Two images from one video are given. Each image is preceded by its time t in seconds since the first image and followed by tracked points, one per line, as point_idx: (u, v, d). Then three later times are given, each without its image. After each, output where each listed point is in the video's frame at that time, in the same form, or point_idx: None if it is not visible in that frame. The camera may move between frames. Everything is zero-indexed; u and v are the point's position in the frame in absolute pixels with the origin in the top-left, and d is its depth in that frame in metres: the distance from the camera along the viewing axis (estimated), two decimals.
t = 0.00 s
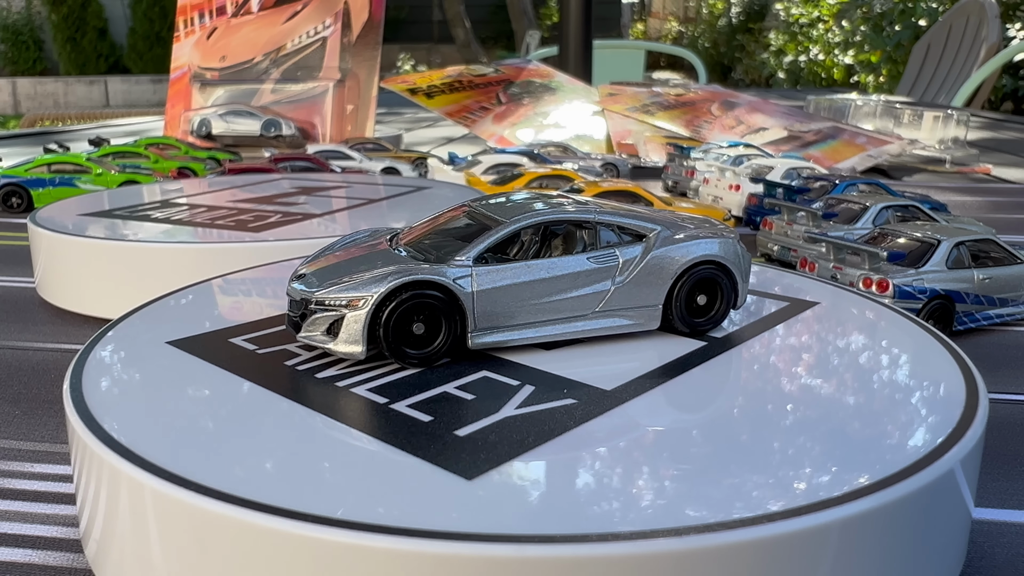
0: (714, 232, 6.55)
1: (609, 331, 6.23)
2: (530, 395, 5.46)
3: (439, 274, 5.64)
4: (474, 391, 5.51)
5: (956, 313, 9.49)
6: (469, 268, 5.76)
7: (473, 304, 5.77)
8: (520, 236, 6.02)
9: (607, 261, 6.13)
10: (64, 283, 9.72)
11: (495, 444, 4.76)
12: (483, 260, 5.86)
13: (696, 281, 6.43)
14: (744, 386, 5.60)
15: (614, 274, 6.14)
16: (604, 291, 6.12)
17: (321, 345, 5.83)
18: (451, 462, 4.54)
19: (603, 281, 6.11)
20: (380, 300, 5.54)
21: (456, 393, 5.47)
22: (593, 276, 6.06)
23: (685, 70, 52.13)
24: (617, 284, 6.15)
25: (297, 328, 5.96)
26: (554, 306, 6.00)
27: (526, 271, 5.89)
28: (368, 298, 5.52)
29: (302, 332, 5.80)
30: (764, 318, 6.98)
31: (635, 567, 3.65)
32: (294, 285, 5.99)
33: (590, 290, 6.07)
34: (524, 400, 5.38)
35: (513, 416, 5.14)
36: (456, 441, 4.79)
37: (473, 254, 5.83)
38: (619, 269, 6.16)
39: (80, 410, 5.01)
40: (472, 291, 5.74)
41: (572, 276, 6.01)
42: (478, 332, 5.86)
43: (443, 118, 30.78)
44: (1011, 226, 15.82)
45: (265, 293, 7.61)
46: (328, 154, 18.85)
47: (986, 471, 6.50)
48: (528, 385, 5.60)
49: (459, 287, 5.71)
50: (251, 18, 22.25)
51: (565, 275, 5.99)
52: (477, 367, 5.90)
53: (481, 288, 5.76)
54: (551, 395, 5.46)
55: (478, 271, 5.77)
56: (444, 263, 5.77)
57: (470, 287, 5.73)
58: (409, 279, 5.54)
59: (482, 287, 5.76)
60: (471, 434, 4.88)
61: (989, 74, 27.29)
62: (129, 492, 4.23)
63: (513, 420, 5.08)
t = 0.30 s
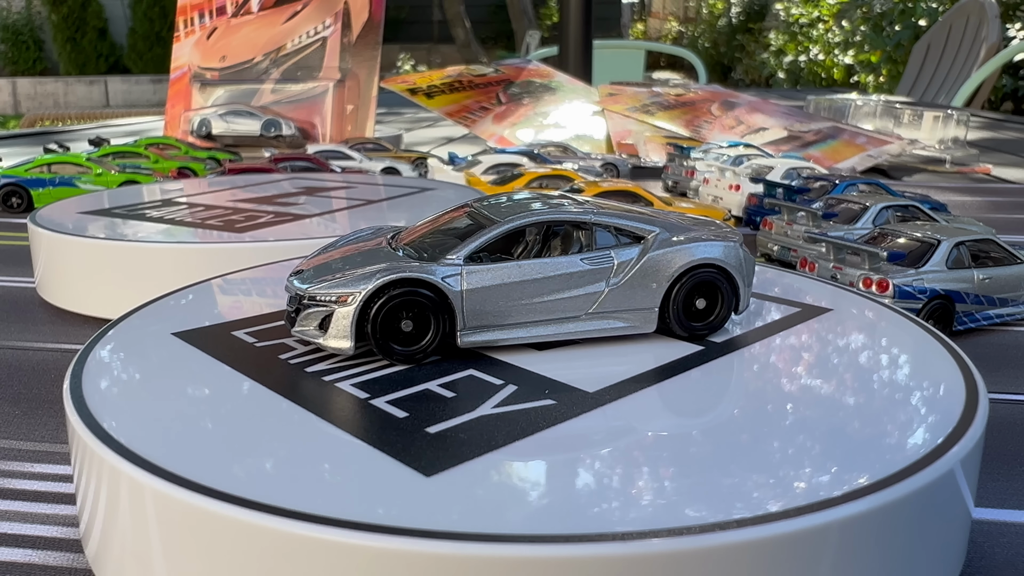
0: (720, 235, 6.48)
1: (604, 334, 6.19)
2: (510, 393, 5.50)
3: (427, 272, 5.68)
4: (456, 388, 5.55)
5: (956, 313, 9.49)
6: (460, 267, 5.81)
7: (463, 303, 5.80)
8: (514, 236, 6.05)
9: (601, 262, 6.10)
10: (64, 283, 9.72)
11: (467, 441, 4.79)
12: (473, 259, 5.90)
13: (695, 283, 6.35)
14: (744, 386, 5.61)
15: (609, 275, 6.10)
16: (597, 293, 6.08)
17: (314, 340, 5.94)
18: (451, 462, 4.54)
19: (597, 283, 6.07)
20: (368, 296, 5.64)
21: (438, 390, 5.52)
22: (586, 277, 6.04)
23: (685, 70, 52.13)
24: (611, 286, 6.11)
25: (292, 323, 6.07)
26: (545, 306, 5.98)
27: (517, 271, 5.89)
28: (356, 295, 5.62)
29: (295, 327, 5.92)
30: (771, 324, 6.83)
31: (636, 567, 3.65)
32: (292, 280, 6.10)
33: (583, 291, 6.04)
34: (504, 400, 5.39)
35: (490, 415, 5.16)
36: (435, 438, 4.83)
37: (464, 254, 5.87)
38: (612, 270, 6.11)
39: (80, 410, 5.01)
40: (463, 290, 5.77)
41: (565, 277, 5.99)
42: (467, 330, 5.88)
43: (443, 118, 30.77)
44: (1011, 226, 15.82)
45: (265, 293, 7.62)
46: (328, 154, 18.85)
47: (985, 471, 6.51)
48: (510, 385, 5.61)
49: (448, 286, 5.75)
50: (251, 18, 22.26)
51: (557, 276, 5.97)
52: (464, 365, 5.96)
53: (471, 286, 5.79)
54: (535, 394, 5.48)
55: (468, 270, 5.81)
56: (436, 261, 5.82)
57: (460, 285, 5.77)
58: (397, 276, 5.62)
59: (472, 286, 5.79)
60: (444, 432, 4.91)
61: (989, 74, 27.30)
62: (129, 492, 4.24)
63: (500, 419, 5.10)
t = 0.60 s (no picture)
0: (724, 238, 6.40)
1: (596, 335, 6.15)
2: (490, 390, 5.53)
3: (415, 270, 5.72)
4: (438, 385, 5.59)
5: (956, 313, 9.49)
6: (451, 266, 5.84)
7: (452, 302, 5.82)
8: (508, 235, 6.07)
9: (595, 263, 6.06)
10: (64, 283, 9.72)
11: (434, 438, 4.81)
12: (464, 258, 5.93)
13: (695, 285, 6.26)
14: (745, 386, 5.62)
15: (602, 277, 6.05)
16: (590, 295, 6.04)
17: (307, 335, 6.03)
18: (451, 462, 4.54)
19: (590, 285, 6.03)
20: (357, 292, 5.71)
21: (420, 387, 5.56)
22: (578, 278, 6.00)
23: (685, 71, 52.13)
24: (604, 288, 6.06)
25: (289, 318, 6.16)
26: (536, 306, 5.97)
27: (508, 271, 5.89)
28: (346, 291, 5.70)
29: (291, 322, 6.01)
30: (779, 329, 6.69)
31: (637, 567, 3.65)
32: (292, 275, 6.18)
33: (575, 292, 6.01)
34: (483, 399, 5.39)
35: (465, 413, 5.18)
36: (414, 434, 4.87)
37: (456, 253, 5.90)
38: (605, 272, 6.06)
39: (80, 409, 5.02)
40: (452, 288, 5.80)
41: (557, 278, 5.97)
42: (457, 329, 5.91)
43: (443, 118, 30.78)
44: (1011, 226, 15.82)
45: (265, 293, 7.62)
46: (328, 154, 18.85)
47: (985, 471, 6.51)
48: (492, 384, 5.62)
49: (437, 284, 5.78)
50: (251, 18, 22.27)
51: (549, 276, 5.94)
52: (453, 362, 5.99)
53: (461, 285, 5.82)
54: (519, 392, 5.50)
55: (458, 269, 5.83)
56: (428, 260, 5.86)
57: (449, 283, 5.80)
58: (387, 273, 5.68)
59: (462, 284, 5.82)
60: (416, 428, 4.95)
61: (989, 74, 27.31)
62: (129, 491, 4.24)
63: (489, 417, 5.12)
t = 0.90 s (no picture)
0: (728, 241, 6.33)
1: (589, 337, 6.11)
2: (470, 388, 5.56)
3: (403, 268, 5.81)
4: (421, 382, 5.64)
5: (956, 313, 9.49)
6: (443, 264, 5.89)
7: (443, 300, 5.87)
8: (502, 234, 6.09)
9: (588, 264, 6.01)
10: (64, 283, 9.72)
11: (404, 434, 4.86)
12: (456, 257, 5.98)
13: (694, 288, 6.15)
14: (746, 384, 5.63)
15: (594, 279, 6.01)
16: (582, 296, 6.01)
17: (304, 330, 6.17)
18: (451, 462, 4.55)
19: (582, 286, 6.00)
20: (348, 289, 5.84)
21: (405, 383, 5.62)
22: (569, 279, 5.97)
23: (685, 70, 52.12)
24: (596, 290, 6.02)
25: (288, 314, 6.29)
26: (526, 306, 5.97)
27: (499, 270, 5.90)
28: (337, 288, 5.83)
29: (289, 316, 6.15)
30: (781, 332, 6.62)
31: (638, 567, 3.65)
32: (295, 270, 6.31)
33: (567, 292, 5.98)
34: (462, 398, 5.41)
35: (442, 411, 5.21)
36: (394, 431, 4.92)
37: (448, 251, 5.95)
38: (598, 273, 6.02)
39: (80, 409, 5.02)
40: (443, 286, 5.85)
41: (548, 278, 5.95)
42: (447, 327, 5.96)
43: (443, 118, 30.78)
44: (1011, 226, 15.82)
45: (265, 293, 7.62)
46: (328, 154, 18.85)
47: (985, 471, 6.51)
48: (476, 382, 5.63)
49: (428, 281, 5.84)
50: (251, 18, 22.27)
51: (540, 277, 5.93)
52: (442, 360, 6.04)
53: (452, 283, 5.86)
54: (506, 390, 5.51)
55: (449, 267, 5.88)
56: (419, 258, 5.93)
57: (440, 281, 5.85)
58: (377, 271, 5.78)
59: (453, 283, 5.86)
60: (388, 425, 4.99)
61: (989, 74, 27.30)
62: (129, 492, 4.24)
63: (474, 415, 5.15)
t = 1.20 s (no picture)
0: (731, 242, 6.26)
1: (582, 339, 6.05)
2: (455, 384, 5.61)
3: (395, 265, 5.84)
4: (406, 379, 5.69)
5: (956, 313, 9.49)
6: (435, 262, 5.92)
7: (434, 298, 5.89)
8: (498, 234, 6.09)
9: (581, 265, 5.96)
10: (63, 283, 9.72)
11: (376, 430, 4.90)
12: (449, 257, 6.00)
13: (690, 291, 6.05)
14: (746, 384, 5.64)
15: (586, 280, 5.95)
16: (574, 297, 5.96)
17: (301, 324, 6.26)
18: (451, 462, 4.54)
19: (574, 287, 5.95)
20: (342, 284, 5.92)
21: (391, 380, 5.67)
22: (561, 279, 5.92)
23: (685, 70, 52.12)
24: (588, 291, 5.96)
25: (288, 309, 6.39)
26: (518, 306, 5.94)
27: (490, 269, 5.90)
28: (331, 284, 5.91)
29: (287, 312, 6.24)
30: (782, 334, 6.58)
31: (638, 567, 3.65)
32: (298, 266, 6.39)
33: (560, 293, 5.94)
34: (444, 395, 5.44)
35: (420, 408, 5.25)
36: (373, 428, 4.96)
37: (441, 250, 5.98)
38: (591, 274, 5.96)
39: (80, 409, 5.02)
40: (434, 284, 5.86)
41: (540, 278, 5.91)
42: (438, 326, 5.97)
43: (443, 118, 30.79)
44: (1011, 226, 15.82)
45: (265, 293, 7.62)
46: (328, 154, 18.84)
47: (985, 471, 6.51)
48: (460, 381, 5.65)
49: (419, 280, 5.86)
50: (251, 18, 22.28)
51: (531, 277, 5.90)
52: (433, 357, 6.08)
53: (444, 282, 5.87)
54: (499, 388, 5.54)
55: (440, 266, 5.89)
56: (413, 257, 5.96)
57: (431, 280, 5.87)
58: (369, 268, 5.84)
59: (444, 281, 5.87)
60: (363, 421, 5.04)
61: (989, 74, 27.31)
62: (129, 492, 4.24)
63: (454, 412, 5.18)
